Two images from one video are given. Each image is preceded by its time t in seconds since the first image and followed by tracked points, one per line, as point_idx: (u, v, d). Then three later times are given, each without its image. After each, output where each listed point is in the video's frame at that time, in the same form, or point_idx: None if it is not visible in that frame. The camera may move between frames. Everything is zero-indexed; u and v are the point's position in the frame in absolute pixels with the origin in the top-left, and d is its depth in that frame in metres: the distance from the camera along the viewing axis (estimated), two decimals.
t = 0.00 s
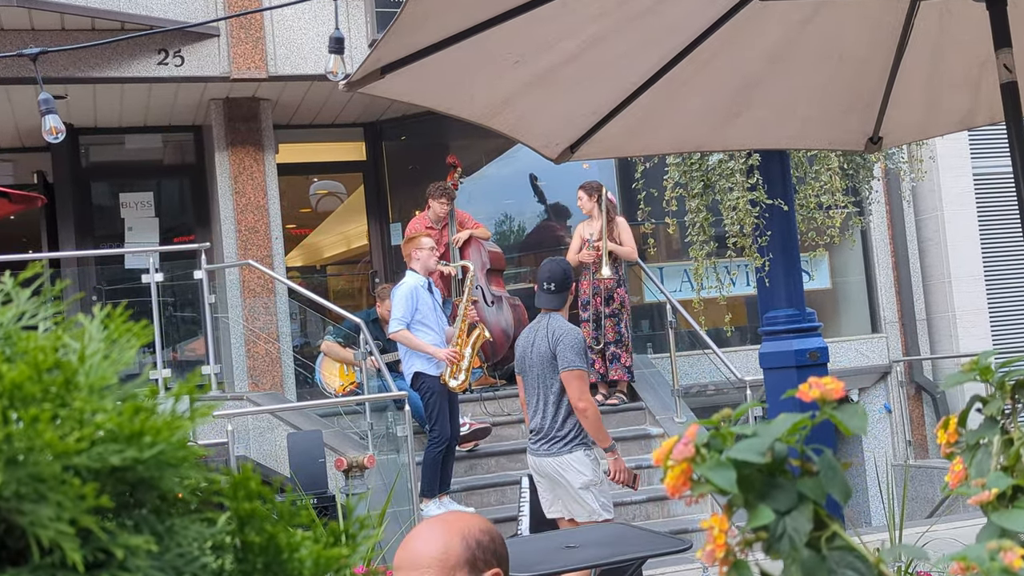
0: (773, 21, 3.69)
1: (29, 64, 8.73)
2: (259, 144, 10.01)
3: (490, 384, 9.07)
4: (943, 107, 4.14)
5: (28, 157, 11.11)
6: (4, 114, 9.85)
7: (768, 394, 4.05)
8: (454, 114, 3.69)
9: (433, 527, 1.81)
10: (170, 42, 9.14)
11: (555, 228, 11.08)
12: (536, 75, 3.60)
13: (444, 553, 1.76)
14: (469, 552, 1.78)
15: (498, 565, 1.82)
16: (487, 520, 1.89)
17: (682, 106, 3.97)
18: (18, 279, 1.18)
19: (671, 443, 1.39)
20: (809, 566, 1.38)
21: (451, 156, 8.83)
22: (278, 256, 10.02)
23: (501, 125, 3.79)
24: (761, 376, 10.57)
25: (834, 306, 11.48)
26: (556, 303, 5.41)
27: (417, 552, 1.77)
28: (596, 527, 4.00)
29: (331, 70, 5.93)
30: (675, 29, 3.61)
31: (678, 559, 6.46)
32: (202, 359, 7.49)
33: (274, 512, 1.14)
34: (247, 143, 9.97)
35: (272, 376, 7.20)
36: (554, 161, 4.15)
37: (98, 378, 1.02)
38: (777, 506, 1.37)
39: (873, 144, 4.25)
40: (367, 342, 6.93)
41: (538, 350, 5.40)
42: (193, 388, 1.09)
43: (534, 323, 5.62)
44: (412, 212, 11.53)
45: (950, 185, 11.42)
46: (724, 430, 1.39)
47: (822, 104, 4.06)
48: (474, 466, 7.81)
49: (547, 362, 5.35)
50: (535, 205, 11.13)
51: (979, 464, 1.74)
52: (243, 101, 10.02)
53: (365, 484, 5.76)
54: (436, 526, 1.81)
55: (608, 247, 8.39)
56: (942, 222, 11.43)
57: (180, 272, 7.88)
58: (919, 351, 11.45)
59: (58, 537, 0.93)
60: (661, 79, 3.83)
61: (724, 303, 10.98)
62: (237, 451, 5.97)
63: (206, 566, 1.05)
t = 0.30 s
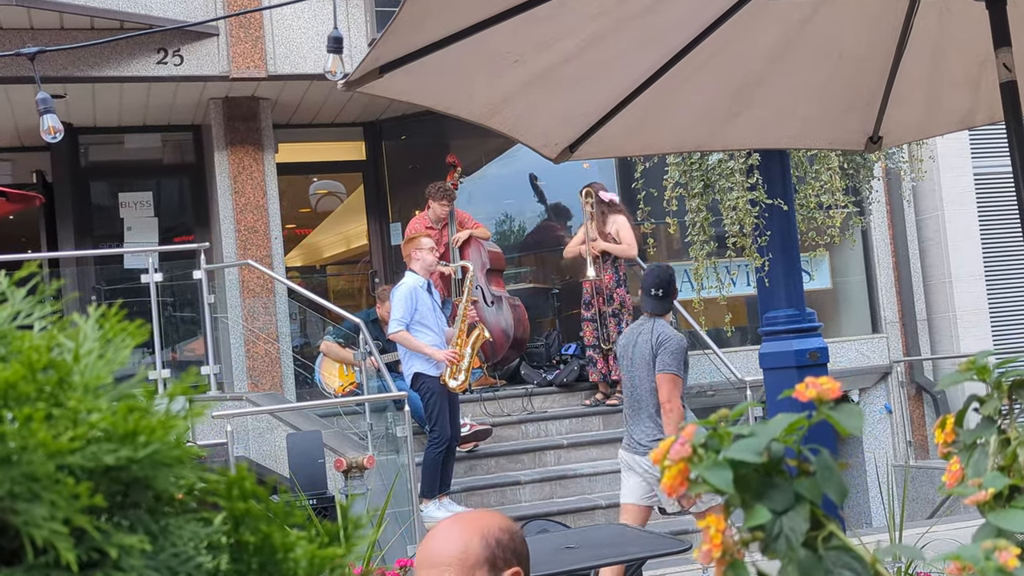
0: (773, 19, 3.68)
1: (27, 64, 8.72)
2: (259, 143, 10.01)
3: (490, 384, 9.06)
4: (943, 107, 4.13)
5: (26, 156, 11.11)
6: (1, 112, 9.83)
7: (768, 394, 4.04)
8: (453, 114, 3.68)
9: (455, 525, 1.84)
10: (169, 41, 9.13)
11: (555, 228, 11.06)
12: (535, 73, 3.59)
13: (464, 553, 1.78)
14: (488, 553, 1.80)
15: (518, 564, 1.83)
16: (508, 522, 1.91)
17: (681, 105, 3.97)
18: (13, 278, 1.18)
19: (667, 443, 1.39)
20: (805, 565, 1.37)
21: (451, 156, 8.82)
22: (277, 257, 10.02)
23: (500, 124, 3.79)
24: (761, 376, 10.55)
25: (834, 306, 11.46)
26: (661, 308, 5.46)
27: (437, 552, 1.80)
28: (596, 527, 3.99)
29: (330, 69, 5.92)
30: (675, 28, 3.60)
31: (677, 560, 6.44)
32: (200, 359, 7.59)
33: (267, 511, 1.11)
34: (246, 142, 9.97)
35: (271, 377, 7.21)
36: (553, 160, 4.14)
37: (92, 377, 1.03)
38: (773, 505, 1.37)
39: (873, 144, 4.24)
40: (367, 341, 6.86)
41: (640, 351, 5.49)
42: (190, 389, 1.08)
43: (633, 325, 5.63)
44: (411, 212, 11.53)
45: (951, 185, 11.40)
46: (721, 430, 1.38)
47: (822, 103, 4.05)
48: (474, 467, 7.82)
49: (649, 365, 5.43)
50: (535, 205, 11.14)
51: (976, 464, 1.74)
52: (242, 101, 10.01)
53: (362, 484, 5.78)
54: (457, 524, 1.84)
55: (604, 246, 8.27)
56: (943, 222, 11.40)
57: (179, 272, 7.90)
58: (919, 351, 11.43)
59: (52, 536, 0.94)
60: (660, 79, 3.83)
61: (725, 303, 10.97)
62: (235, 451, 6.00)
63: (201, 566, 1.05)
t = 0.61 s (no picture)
0: (775, 18, 3.64)
1: (20, 62, 8.69)
2: (255, 142, 9.98)
3: (489, 386, 9.03)
4: (945, 106, 4.09)
5: (21, 156, 11.08)
6: None
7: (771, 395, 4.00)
8: (451, 114, 3.66)
9: (468, 532, 1.68)
10: (165, 39, 9.10)
11: (555, 228, 11.03)
12: (534, 72, 3.56)
13: (472, 562, 1.63)
14: (497, 562, 1.64)
15: (528, 571, 1.68)
16: (526, 527, 1.75)
17: (682, 105, 3.93)
18: None
19: (663, 445, 1.38)
20: (802, 568, 1.38)
21: (450, 155, 8.76)
22: (273, 256, 10.00)
23: (497, 123, 3.76)
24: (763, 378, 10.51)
25: (836, 307, 11.45)
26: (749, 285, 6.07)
27: (447, 559, 1.65)
28: (595, 531, 3.95)
29: (327, 68, 5.87)
30: (675, 27, 3.56)
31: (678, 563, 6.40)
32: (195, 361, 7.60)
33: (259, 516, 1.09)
34: (243, 142, 9.93)
35: (268, 379, 7.23)
36: (553, 160, 4.12)
37: (81, 380, 1.01)
38: (770, 508, 1.37)
39: (876, 143, 4.21)
40: (363, 343, 6.79)
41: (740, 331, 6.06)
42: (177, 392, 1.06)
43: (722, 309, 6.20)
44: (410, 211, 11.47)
45: (954, 185, 11.35)
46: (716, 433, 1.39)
47: (823, 102, 4.01)
48: (473, 469, 7.79)
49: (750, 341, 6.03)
50: (535, 206, 11.10)
51: (975, 467, 1.72)
52: (239, 99, 9.95)
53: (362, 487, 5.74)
54: (469, 530, 1.69)
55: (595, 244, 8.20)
56: (946, 222, 11.35)
57: (175, 272, 7.89)
58: (922, 352, 11.38)
59: (38, 541, 0.92)
60: (658, 79, 3.79)
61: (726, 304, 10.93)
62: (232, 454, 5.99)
63: (190, 571, 1.02)
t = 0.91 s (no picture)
0: (780, 14, 3.57)
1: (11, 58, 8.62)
2: (250, 141, 9.91)
3: (490, 388, 8.97)
4: (952, 102, 4.01)
5: (13, 153, 11.01)
6: None
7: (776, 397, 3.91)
8: (450, 110, 3.60)
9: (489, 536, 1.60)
10: (159, 34, 9.03)
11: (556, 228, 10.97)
12: (535, 68, 3.50)
13: (490, 565, 1.56)
14: (515, 565, 1.56)
15: None
16: (544, 531, 1.67)
17: (685, 101, 3.87)
18: None
19: (663, 450, 1.45)
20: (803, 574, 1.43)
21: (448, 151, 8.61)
22: (269, 255, 9.92)
23: (496, 119, 3.70)
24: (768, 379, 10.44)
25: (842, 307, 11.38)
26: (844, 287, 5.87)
27: (463, 564, 1.58)
28: (599, 534, 3.88)
29: (323, 63, 5.79)
30: (679, 21, 3.50)
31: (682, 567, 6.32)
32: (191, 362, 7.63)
33: (250, 517, 1.05)
34: (237, 139, 9.87)
35: (264, 380, 7.05)
36: (554, 157, 4.05)
37: (68, 381, 0.99)
38: (771, 513, 1.43)
39: (882, 140, 4.15)
40: (361, 344, 6.65)
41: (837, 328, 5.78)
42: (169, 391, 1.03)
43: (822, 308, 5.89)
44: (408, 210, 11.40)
45: (962, 184, 11.27)
46: (716, 435, 1.45)
47: (829, 98, 3.95)
48: (472, 472, 7.72)
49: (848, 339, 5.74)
50: (536, 204, 11.04)
51: (981, 469, 1.68)
52: (234, 96, 9.91)
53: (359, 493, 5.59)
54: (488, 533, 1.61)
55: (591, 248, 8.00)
56: (954, 221, 11.27)
57: (170, 272, 7.85)
58: (929, 352, 11.31)
59: (23, 546, 0.90)
60: (661, 74, 3.73)
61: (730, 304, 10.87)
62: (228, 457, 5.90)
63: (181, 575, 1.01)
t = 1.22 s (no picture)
0: (784, 11, 3.51)
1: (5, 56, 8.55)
2: (246, 138, 9.86)
3: (489, 389, 8.92)
4: (958, 100, 3.94)
5: (7, 152, 10.94)
6: None
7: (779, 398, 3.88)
8: (449, 109, 3.54)
9: (486, 539, 1.55)
10: (154, 32, 8.94)
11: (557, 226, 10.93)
12: (534, 65, 3.45)
13: None
14: None
15: None
16: (549, 541, 1.59)
17: (687, 99, 3.81)
18: None
19: (664, 451, 1.41)
20: None
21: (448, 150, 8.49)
22: (266, 255, 9.85)
23: (495, 118, 3.65)
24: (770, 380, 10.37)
25: (846, 308, 11.29)
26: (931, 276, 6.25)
27: None
28: (600, 538, 3.83)
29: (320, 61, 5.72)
30: (680, 19, 3.44)
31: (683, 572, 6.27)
32: (185, 362, 7.57)
33: (242, 522, 1.06)
34: (234, 136, 9.81)
35: (259, 382, 7.05)
36: (554, 156, 4.00)
37: (57, 383, 1.01)
38: (774, 516, 1.36)
39: (887, 138, 4.10)
40: (359, 345, 6.65)
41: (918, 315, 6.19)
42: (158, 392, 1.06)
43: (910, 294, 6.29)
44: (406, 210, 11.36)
45: (968, 183, 11.17)
46: (719, 437, 1.41)
47: (832, 96, 3.89)
48: (472, 474, 7.66)
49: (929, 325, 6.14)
50: (537, 204, 11.00)
51: (986, 473, 1.63)
52: (230, 94, 9.86)
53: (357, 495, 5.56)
54: (487, 536, 1.56)
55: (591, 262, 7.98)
56: (960, 220, 11.16)
57: (165, 272, 7.78)
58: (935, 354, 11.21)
59: (11, 551, 0.92)
60: (662, 71, 3.67)
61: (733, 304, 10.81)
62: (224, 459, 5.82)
63: None
